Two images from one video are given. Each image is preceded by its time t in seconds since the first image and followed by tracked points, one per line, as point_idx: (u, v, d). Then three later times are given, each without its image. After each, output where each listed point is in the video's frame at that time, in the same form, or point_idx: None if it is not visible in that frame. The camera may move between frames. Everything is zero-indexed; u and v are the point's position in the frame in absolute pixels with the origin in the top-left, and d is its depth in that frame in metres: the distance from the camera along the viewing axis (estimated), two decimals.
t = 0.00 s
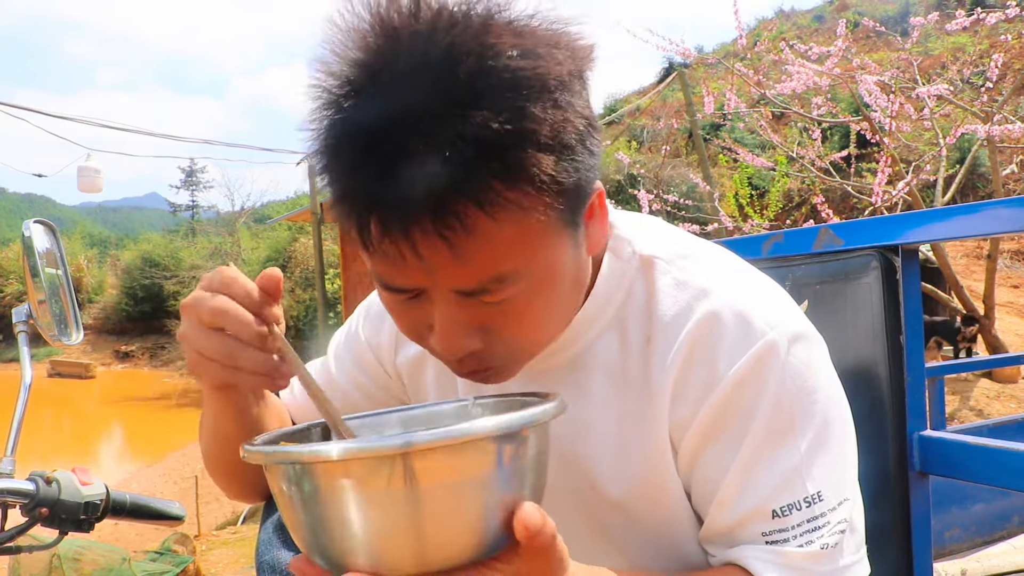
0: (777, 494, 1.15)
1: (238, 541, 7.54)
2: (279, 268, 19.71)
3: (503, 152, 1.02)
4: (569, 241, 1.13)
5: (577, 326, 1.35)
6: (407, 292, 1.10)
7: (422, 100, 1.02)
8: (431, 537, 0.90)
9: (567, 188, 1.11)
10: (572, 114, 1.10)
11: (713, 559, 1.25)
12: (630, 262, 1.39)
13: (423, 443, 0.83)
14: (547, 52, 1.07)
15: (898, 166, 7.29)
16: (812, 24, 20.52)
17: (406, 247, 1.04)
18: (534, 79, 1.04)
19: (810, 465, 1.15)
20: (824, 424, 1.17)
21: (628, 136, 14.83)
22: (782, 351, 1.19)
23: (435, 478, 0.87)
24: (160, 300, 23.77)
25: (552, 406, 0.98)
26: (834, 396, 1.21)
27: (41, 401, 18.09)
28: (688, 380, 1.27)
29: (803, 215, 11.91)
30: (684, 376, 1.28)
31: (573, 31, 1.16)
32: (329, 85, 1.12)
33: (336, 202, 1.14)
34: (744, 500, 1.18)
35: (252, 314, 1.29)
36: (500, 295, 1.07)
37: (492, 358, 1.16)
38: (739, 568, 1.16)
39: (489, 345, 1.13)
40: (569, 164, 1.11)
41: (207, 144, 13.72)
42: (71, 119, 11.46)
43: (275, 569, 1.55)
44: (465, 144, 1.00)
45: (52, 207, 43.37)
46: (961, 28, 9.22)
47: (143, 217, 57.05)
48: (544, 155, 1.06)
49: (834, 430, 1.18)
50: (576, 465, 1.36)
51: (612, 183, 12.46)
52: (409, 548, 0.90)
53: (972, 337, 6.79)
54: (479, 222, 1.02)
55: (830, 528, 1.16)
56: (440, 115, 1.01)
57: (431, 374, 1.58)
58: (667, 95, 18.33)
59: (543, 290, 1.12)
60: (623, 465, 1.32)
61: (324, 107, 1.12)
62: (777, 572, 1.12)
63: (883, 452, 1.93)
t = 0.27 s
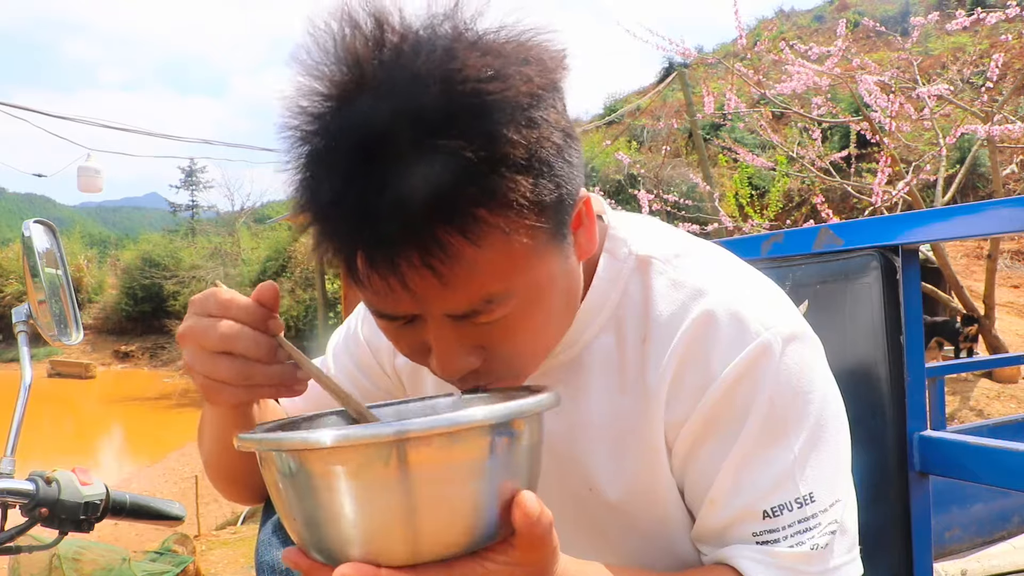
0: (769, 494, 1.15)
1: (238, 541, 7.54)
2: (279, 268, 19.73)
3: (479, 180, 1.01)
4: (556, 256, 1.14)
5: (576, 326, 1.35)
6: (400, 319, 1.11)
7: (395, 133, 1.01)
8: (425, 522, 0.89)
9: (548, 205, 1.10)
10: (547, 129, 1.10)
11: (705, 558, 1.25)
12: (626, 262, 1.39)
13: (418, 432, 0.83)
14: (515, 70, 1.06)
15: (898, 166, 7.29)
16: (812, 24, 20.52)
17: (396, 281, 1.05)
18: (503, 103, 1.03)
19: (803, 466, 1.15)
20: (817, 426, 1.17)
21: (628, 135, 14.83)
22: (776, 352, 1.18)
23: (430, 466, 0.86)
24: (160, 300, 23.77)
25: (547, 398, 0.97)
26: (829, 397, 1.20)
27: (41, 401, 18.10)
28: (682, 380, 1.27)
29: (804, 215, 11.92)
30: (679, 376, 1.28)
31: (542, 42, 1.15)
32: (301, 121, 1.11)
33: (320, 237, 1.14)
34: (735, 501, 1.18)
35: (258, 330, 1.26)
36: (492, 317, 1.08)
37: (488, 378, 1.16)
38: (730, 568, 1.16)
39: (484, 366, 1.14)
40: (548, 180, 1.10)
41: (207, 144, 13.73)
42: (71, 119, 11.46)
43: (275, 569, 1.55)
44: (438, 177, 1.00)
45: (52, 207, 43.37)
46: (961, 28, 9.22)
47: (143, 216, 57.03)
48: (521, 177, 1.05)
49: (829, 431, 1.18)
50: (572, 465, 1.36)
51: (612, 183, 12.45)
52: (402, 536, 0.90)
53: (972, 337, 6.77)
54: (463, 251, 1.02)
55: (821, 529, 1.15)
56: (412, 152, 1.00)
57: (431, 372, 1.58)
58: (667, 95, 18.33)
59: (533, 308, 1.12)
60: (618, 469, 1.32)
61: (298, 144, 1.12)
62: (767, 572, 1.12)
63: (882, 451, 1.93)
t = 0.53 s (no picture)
0: (762, 498, 1.15)
1: (238, 541, 7.54)
2: (279, 268, 19.73)
3: (481, 169, 1.02)
4: (556, 252, 1.13)
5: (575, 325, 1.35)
6: (397, 313, 1.09)
7: (399, 121, 1.01)
8: (431, 514, 0.91)
9: (548, 199, 1.11)
10: (550, 123, 1.10)
11: (699, 560, 1.25)
12: (622, 264, 1.38)
13: (430, 427, 0.83)
14: (521, 64, 1.07)
15: (898, 166, 7.29)
16: (812, 24, 20.53)
17: (396, 267, 1.03)
18: (510, 91, 1.04)
19: (797, 470, 1.15)
20: (813, 430, 1.17)
21: (628, 135, 14.83)
22: (772, 355, 1.18)
23: (440, 461, 0.87)
24: (160, 300, 23.77)
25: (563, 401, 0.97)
26: (825, 401, 1.20)
27: (41, 400, 18.10)
28: (679, 382, 1.27)
29: (804, 215, 11.92)
30: (676, 379, 1.28)
31: (548, 42, 1.16)
32: (304, 111, 1.11)
33: (320, 228, 1.13)
34: (728, 504, 1.18)
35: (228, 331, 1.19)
36: (491, 311, 1.07)
37: (486, 377, 1.14)
38: (721, 570, 1.17)
39: (482, 364, 1.12)
40: (551, 174, 1.11)
41: (207, 143, 13.72)
42: (72, 119, 11.46)
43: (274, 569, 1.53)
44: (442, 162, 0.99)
45: (52, 207, 43.38)
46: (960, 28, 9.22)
47: (143, 216, 57.04)
48: (523, 167, 1.05)
49: (825, 436, 1.18)
50: (569, 466, 1.36)
51: (612, 183, 12.44)
52: (409, 526, 0.91)
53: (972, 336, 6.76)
54: (465, 239, 1.02)
55: (814, 533, 1.15)
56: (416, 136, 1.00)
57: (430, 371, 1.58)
58: (667, 95, 18.34)
59: (534, 303, 1.12)
60: (616, 469, 1.33)
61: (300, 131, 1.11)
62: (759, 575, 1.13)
63: (882, 449, 1.93)
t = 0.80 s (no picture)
0: (764, 494, 1.15)
1: (238, 541, 7.54)
2: (279, 268, 19.74)
3: (462, 175, 1.01)
4: (548, 252, 1.13)
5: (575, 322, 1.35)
6: (395, 320, 1.11)
7: (381, 130, 1.01)
8: (427, 501, 0.91)
9: (535, 200, 1.10)
10: (534, 123, 1.10)
11: (701, 557, 1.25)
12: (623, 261, 1.38)
13: (425, 412, 0.83)
14: (501, 65, 1.06)
15: (898, 166, 7.29)
16: (812, 24, 20.54)
17: (388, 277, 1.04)
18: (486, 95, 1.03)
19: (799, 465, 1.15)
20: (815, 425, 1.17)
21: (628, 135, 14.83)
22: (773, 350, 1.18)
23: (437, 445, 0.87)
24: (160, 300, 23.77)
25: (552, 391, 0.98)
26: (826, 396, 1.20)
27: (41, 400, 18.10)
28: (679, 378, 1.28)
29: (804, 215, 11.93)
30: (676, 375, 1.28)
31: (530, 40, 1.16)
32: (292, 124, 1.12)
33: (315, 239, 1.14)
34: (730, 500, 1.18)
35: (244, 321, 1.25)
36: (485, 314, 1.07)
37: (486, 378, 1.15)
38: (723, 566, 1.17)
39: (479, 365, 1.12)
40: (536, 174, 1.10)
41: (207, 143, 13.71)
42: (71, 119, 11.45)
43: (275, 568, 1.52)
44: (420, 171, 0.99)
45: (52, 207, 43.38)
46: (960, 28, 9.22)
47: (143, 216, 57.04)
48: (505, 170, 1.04)
49: (826, 432, 1.18)
50: (569, 465, 1.36)
51: (612, 183, 12.43)
52: (406, 517, 0.91)
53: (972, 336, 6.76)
54: (452, 245, 1.02)
55: (816, 528, 1.16)
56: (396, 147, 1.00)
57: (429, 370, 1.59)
58: (667, 95, 18.34)
59: (528, 304, 1.11)
60: (617, 467, 1.33)
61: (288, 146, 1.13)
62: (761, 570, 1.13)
63: (882, 448, 1.93)
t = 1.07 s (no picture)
0: (768, 494, 1.15)
1: (238, 541, 7.54)
2: (279, 268, 19.77)
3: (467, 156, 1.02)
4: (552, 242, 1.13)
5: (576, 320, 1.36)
6: (396, 298, 1.12)
7: (389, 110, 1.02)
8: (429, 536, 0.91)
9: (541, 187, 1.09)
10: (543, 111, 1.09)
11: (705, 557, 1.26)
12: (626, 257, 1.39)
13: (426, 456, 0.84)
14: (513, 53, 1.07)
15: (898, 166, 7.29)
16: (812, 24, 20.57)
17: (388, 252, 1.05)
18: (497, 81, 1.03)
19: (804, 465, 1.16)
20: (820, 424, 1.18)
21: (628, 136, 14.82)
22: (777, 349, 1.19)
23: (440, 484, 0.88)
24: (160, 300, 23.79)
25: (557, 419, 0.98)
26: (831, 395, 1.21)
27: (41, 400, 18.10)
28: (681, 378, 1.28)
29: (803, 215, 11.94)
30: (679, 375, 1.29)
31: (544, 31, 1.17)
32: (304, 99, 1.13)
33: (321, 215, 1.15)
34: (735, 500, 1.19)
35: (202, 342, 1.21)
36: (484, 298, 1.07)
37: (485, 362, 1.16)
38: (727, 568, 1.17)
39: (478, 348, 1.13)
40: (543, 161, 1.09)
41: (207, 144, 13.71)
42: (70, 118, 11.45)
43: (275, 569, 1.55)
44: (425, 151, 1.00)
45: (53, 207, 43.38)
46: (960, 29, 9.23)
47: (143, 217, 57.03)
48: (511, 153, 1.04)
49: (830, 432, 1.18)
50: (570, 463, 1.37)
51: (612, 183, 12.43)
52: (407, 549, 0.92)
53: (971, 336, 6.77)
54: (454, 224, 1.02)
55: (820, 528, 1.16)
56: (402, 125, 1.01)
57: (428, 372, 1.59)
58: (667, 95, 18.37)
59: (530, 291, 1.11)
60: (617, 467, 1.33)
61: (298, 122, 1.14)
62: (765, 571, 1.13)
63: (883, 449, 1.94)
